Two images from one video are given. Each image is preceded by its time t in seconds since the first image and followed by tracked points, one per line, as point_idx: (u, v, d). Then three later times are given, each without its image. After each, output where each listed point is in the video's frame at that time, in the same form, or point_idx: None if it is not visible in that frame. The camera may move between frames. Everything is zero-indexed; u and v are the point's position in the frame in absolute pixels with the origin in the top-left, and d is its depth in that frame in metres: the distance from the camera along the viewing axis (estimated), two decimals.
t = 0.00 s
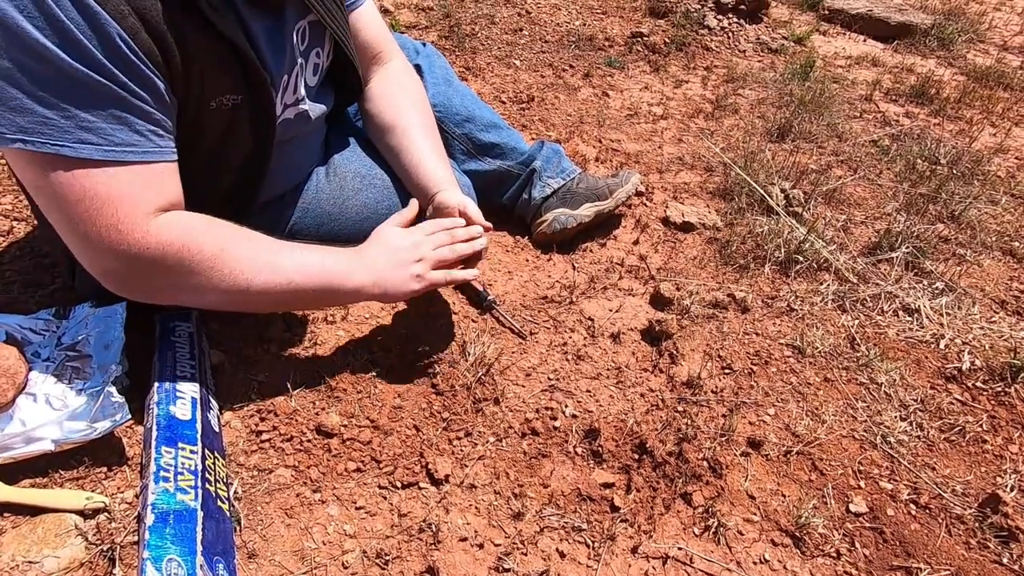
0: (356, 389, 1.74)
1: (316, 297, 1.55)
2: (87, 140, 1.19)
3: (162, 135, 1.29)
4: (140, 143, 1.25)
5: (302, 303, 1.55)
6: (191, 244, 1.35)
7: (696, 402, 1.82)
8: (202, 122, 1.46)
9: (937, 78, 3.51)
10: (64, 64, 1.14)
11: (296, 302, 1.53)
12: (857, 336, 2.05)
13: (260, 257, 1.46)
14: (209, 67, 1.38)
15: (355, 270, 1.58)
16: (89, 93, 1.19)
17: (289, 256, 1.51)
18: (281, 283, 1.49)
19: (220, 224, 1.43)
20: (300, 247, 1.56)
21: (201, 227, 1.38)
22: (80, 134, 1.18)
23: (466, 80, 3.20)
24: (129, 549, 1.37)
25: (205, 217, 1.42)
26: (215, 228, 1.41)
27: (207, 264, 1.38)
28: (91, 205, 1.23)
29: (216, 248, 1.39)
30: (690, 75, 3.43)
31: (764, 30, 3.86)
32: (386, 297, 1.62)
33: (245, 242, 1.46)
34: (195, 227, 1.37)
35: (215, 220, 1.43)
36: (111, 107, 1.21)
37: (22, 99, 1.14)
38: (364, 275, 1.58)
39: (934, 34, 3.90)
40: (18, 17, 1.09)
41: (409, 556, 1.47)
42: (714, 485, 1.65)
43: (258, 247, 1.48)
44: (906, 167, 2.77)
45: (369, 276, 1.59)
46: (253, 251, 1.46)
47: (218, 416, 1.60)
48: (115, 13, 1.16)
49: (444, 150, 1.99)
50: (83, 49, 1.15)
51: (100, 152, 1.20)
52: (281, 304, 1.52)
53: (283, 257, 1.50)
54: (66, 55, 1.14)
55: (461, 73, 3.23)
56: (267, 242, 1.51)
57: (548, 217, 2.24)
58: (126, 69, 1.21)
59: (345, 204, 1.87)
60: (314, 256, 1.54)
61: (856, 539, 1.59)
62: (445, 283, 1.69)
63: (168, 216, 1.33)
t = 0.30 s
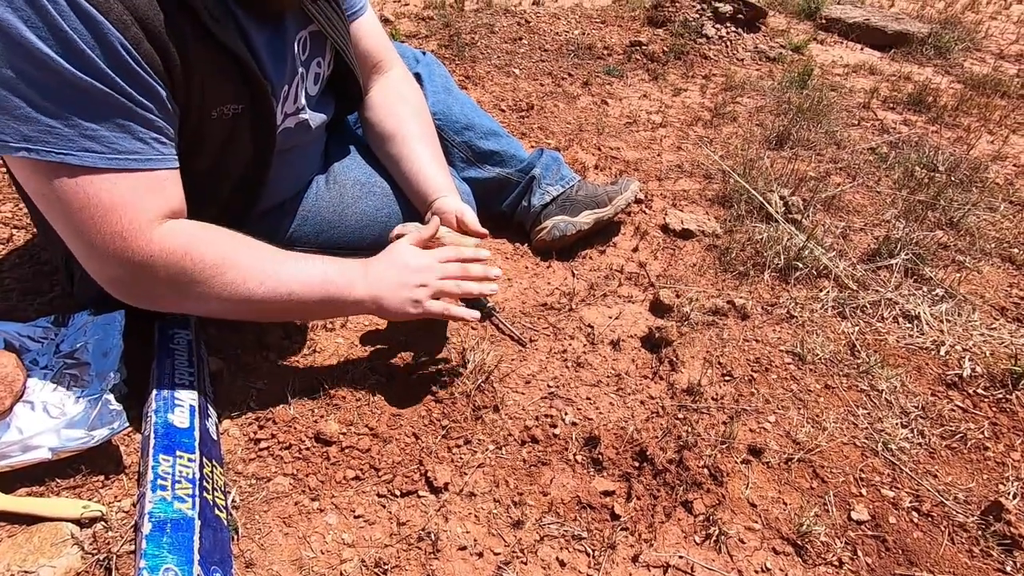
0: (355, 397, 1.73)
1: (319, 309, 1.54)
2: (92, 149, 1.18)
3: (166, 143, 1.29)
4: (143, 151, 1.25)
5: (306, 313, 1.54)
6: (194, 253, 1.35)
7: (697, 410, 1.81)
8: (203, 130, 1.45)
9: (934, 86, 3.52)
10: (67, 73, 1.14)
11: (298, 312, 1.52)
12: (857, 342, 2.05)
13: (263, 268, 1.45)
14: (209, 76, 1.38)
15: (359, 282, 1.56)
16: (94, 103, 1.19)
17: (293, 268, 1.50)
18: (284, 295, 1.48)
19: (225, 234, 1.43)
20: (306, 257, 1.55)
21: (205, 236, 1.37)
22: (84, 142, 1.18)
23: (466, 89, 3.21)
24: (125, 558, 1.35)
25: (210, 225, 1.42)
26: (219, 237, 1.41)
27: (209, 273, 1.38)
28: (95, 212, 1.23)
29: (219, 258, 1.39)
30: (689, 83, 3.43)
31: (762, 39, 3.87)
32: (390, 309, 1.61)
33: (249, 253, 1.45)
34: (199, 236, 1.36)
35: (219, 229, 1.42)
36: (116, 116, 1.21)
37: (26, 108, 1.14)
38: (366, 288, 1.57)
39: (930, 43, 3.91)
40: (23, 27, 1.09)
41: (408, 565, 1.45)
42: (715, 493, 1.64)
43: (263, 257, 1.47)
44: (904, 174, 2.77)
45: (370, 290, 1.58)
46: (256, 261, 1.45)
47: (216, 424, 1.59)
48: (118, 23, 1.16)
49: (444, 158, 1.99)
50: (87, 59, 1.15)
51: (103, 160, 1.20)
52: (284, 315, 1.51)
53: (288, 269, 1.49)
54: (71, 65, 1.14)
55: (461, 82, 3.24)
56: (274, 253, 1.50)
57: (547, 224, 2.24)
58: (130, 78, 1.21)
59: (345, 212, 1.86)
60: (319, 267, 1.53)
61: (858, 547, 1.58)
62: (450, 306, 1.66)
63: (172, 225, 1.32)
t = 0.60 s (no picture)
0: (354, 403, 1.73)
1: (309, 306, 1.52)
2: (82, 162, 1.19)
3: (159, 157, 1.29)
4: (134, 165, 1.24)
5: (298, 312, 1.53)
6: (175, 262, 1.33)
7: (696, 415, 1.81)
8: (202, 142, 1.45)
9: (931, 92, 3.53)
10: (61, 86, 1.14)
11: (289, 311, 1.51)
12: (856, 347, 2.04)
13: (247, 270, 1.44)
14: (208, 88, 1.37)
15: (347, 277, 1.54)
16: (86, 118, 1.19)
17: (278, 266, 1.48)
18: (272, 295, 1.47)
19: (207, 241, 1.41)
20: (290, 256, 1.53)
21: (185, 244, 1.36)
22: (75, 156, 1.18)
23: (465, 96, 3.21)
24: (122, 566, 1.34)
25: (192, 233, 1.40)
26: (200, 244, 1.39)
27: (193, 281, 1.37)
28: (80, 225, 1.23)
29: (201, 265, 1.38)
30: (687, 90, 3.44)
31: (759, 45, 3.88)
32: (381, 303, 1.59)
33: (232, 257, 1.43)
34: (178, 245, 1.35)
35: (199, 236, 1.41)
36: (107, 129, 1.21)
37: (17, 120, 1.14)
38: (364, 276, 1.55)
39: (927, 49, 3.94)
40: (19, 41, 1.10)
41: (407, 572, 1.45)
42: (715, 499, 1.64)
43: (246, 260, 1.45)
44: (902, 179, 2.77)
45: (369, 277, 1.55)
46: (240, 264, 1.44)
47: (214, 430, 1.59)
48: (116, 38, 1.17)
49: (443, 164, 1.98)
50: (82, 73, 1.15)
51: (93, 173, 1.20)
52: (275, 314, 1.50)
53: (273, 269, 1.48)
54: (65, 79, 1.14)
55: (461, 88, 3.24)
56: (257, 254, 1.49)
57: (546, 230, 2.23)
58: (124, 93, 1.21)
59: (344, 218, 1.86)
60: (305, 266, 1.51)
61: (859, 554, 1.57)
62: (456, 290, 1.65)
63: (151, 236, 1.31)
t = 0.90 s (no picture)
0: (353, 407, 1.72)
1: (306, 290, 1.52)
2: (81, 168, 1.18)
3: (157, 162, 1.29)
4: (133, 170, 1.24)
5: (296, 297, 1.53)
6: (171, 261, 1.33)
7: (697, 418, 1.80)
8: (201, 145, 1.44)
9: (929, 95, 3.52)
10: (60, 93, 1.14)
11: (287, 297, 1.51)
12: (857, 349, 2.04)
13: (242, 261, 1.44)
14: (207, 94, 1.35)
15: (341, 259, 1.53)
16: (85, 124, 1.18)
17: (272, 253, 1.48)
18: (270, 284, 1.47)
19: (201, 238, 1.41)
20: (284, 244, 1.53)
21: (180, 241, 1.36)
22: (74, 161, 1.18)
23: (464, 99, 3.20)
24: (119, 571, 1.33)
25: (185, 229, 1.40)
26: (194, 239, 1.39)
27: (190, 278, 1.37)
28: (76, 230, 1.22)
29: (197, 261, 1.37)
30: (686, 93, 3.43)
31: (758, 48, 3.88)
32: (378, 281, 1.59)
33: (226, 248, 1.43)
34: (172, 243, 1.34)
35: (193, 231, 1.40)
36: (107, 135, 1.20)
37: (16, 126, 1.13)
38: (358, 255, 1.54)
39: (925, 52, 3.94)
40: (18, 48, 1.09)
41: None
42: (716, 502, 1.63)
43: (241, 251, 1.45)
44: (901, 181, 2.77)
45: (363, 255, 1.55)
46: (235, 256, 1.43)
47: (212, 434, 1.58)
48: (115, 45, 1.16)
49: (443, 166, 1.97)
50: (81, 80, 1.14)
51: (91, 179, 1.19)
52: (274, 300, 1.50)
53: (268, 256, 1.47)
54: (65, 86, 1.14)
55: (460, 91, 3.24)
56: (251, 245, 1.48)
57: (546, 233, 2.22)
58: (124, 99, 1.21)
59: (344, 221, 1.85)
60: (300, 253, 1.51)
61: (861, 557, 1.56)
62: (451, 255, 1.65)
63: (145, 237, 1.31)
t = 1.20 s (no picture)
0: (351, 409, 1.71)
1: (303, 289, 1.52)
2: (79, 173, 1.18)
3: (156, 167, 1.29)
4: (131, 175, 1.24)
5: (293, 297, 1.53)
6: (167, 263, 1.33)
7: (696, 420, 1.80)
8: (202, 148, 1.43)
9: (928, 97, 3.53)
10: (59, 98, 1.13)
11: (284, 297, 1.51)
12: (856, 352, 2.03)
13: (238, 262, 1.43)
14: (208, 97, 1.35)
15: (337, 257, 1.53)
16: (84, 130, 1.18)
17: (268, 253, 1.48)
18: (267, 284, 1.46)
19: (196, 240, 1.40)
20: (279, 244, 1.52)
21: (176, 244, 1.36)
22: (72, 167, 1.17)
23: (463, 101, 3.20)
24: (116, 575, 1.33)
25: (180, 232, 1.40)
26: (190, 242, 1.39)
27: (187, 281, 1.36)
28: (73, 235, 1.22)
29: (193, 263, 1.37)
30: (685, 95, 3.43)
31: (757, 50, 3.88)
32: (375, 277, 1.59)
33: (221, 250, 1.43)
34: (167, 246, 1.34)
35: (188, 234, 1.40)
36: (106, 140, 1.20)
37: (15, 131, 1.13)
38: (353, 253, 1.53)
39: (924, 54, 3.94)
40: (18, 53, 1.09)
41: None
42: (716, 505, 1.62)
43: (236, 252, 1.45)
44: (900, 183, 2.77)
45: (358, 253, 1.54)
46: (230, 257, 1.43)
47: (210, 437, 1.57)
48: (115, 50, 1.15)
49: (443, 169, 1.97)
50: (81, 85, 1.14)
51: (90, 184, 1.19)
52: (272, 301, 1.50)
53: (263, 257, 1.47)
54: (64, 91, 1.13)
55: (459, 93, 3.24)
56: (246, 247, 1.48)
57: (545, 235, 2.22)
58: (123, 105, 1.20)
59: (342, 223, 1.84)
60: (295, 252, 1.50)
61: (861, 560, 1.56)
62: (448, 248, 1.64)
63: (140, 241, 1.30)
